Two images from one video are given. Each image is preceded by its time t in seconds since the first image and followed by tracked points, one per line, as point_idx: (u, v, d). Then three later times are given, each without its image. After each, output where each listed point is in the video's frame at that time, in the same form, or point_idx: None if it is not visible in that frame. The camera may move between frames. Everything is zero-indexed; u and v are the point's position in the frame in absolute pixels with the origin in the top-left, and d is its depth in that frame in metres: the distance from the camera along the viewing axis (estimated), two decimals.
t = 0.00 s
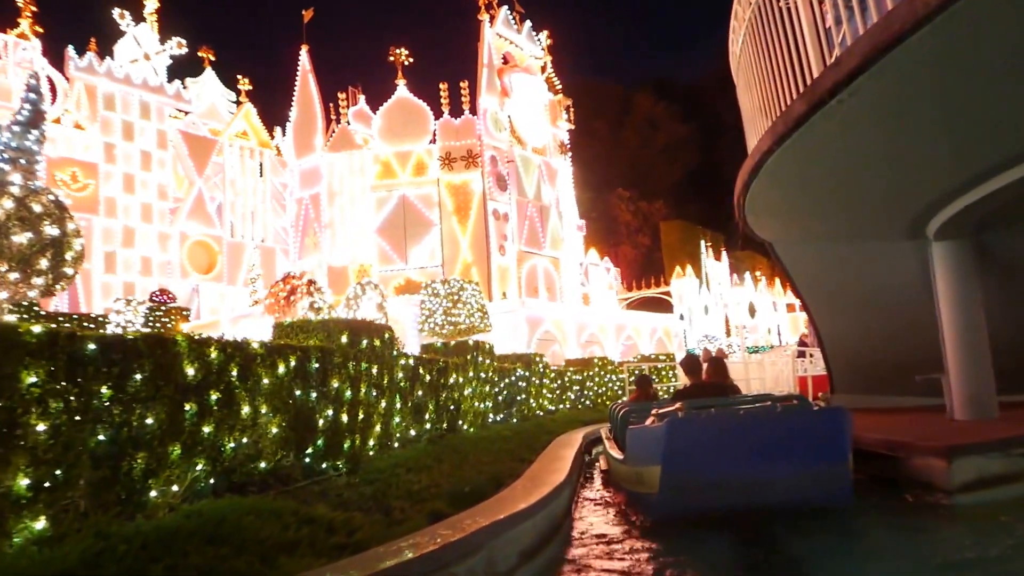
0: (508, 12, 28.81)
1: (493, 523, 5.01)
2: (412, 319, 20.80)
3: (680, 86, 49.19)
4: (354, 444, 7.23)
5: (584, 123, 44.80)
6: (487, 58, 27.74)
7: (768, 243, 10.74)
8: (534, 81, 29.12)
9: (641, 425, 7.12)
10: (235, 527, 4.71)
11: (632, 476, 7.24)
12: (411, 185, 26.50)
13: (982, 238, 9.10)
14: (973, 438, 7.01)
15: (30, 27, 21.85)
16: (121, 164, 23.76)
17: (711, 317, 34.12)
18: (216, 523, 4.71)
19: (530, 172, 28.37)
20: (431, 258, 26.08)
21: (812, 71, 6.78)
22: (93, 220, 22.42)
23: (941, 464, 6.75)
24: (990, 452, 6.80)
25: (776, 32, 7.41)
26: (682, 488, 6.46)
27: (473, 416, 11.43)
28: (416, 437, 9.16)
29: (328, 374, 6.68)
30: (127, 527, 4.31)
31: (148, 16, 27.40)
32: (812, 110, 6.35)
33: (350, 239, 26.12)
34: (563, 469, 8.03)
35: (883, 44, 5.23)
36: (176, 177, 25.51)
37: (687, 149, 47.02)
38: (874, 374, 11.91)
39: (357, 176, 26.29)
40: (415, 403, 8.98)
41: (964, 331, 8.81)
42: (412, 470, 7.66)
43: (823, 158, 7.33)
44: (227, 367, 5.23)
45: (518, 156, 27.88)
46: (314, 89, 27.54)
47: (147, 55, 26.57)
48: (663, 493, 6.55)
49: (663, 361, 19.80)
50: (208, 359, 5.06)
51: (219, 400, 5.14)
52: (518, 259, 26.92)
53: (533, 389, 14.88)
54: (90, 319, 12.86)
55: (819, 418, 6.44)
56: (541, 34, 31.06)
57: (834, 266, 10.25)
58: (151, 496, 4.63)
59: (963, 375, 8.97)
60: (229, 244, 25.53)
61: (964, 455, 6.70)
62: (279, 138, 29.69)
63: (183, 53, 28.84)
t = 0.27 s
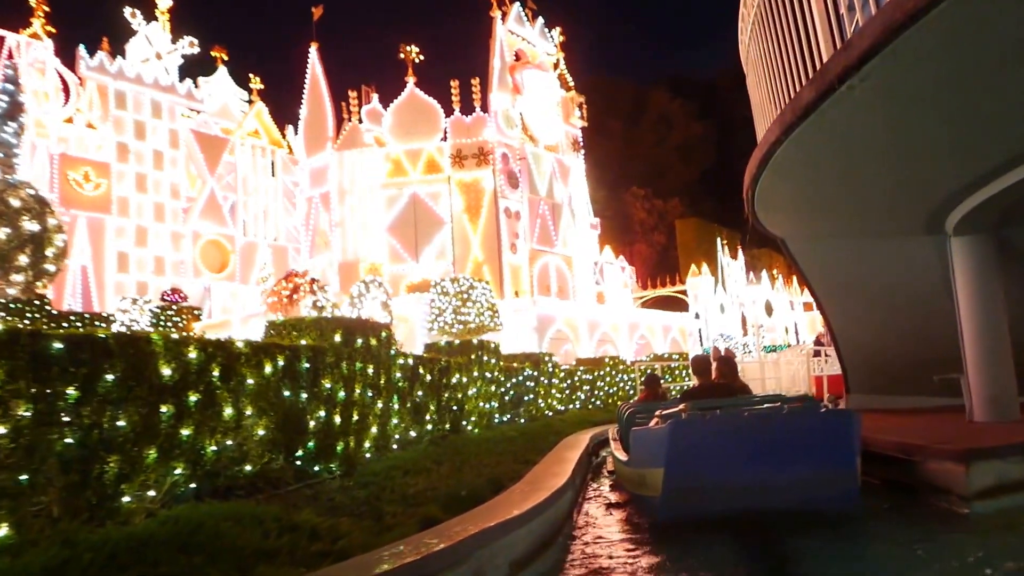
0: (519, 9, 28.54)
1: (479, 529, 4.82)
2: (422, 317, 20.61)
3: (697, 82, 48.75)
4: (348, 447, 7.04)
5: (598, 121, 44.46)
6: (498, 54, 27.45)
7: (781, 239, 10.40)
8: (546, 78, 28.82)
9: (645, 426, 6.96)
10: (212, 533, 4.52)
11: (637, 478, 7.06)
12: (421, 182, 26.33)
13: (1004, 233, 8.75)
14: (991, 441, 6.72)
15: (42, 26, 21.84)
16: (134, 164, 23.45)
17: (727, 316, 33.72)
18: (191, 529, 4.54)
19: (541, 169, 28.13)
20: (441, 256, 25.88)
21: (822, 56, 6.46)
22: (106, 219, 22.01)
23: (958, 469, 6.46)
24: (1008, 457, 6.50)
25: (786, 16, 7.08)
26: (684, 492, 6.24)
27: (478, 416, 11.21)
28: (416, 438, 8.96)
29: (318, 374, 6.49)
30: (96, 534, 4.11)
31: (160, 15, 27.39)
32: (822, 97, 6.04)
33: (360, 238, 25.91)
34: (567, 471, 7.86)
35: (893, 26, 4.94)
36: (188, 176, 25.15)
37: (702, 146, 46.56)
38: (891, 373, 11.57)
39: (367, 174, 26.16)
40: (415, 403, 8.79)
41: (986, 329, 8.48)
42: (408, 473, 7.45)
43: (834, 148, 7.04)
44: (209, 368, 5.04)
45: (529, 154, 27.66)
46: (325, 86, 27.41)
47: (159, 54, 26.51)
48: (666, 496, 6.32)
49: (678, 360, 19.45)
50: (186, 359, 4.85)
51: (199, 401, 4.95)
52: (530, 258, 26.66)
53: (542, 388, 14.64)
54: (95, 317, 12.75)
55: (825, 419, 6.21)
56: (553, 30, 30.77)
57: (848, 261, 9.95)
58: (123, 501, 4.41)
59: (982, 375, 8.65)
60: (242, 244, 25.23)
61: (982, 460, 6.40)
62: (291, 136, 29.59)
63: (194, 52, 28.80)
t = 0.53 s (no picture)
0: (531, 5, 28.23)
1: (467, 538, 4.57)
2: (430, 316, 20.37)
3: (711, 80, 48.31)
4: (340, 447, 6.77)
5: (612, 119, 44.09)
6: (510, 51, 27.14)
7: (790, 236, 10.08)
8: (557, 75, 28.52)
9: (648, 428, 6.72)
10: (182, 539, 4.28)
11: (640, 480, 6.80)
12: (431, 180, 26.09)
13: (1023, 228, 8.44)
14: (1012, 445, 6.40)
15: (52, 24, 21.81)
16: (142, 163, 23.44)
17: (741, 314, 33.26)
18: (159, 533, 4.30)
19: (552, 167, 27.80)
20: (450, 255, 25.63)
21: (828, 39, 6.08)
22: (114, 217, 21.95)
23: (975, 474, 6.16)
24: None
25: None
26: (687, 496, 5.93)
27: (481, 417, 10.96)
28: (415, 439, 8.71)
29: (308, 373, 6.24)
30: (46, 544, 3.87)
31: (172, 14, 27.28)
32: (827, 82, 5.67)
33: (369, 237, 25.44)
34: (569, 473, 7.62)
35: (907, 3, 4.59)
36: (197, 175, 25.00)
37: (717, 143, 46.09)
38: (907, 372, 11.23)
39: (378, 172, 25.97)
40: (413, 403, 8.53)
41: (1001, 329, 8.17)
42: (403, 475, 7.17)
43: (843, 138, 6.72)
44: (182, 365, 4.84)
45: (541, 152, 27.33)
46: (335, 85, 27.20)
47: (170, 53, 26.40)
48: (668, 501, 6.01)
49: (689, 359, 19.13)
50: (156, 357, 4.63)
51: (171, 400, 4.74)
52: (541, 257, 26.31)
53: (550, 388, 14.37)
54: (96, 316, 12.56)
55: (831, 421, 5.94)
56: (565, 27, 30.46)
57: (860, 256, 9.67)
58: (85, 505, 4.15)
59: (998, 377, 8.30)
60: (252, 242, 25.02)
61: (1001, 464, 6.10)
62: (302, 135, 29.43)
63: (206, 51, 28.69)
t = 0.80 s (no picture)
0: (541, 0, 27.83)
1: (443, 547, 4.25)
2: (435, 312, 20.09)
3: (724, 76, 47.82)
4: (327, 448, 6.43)
5: (623, 116, 43.66)
6: (519, 47, 26.75)
7: (801, 231, 9.72)
8: (567, 71, 28.13)
9: (650, 427, 6.46)
10: (136, 549, 4.02)
11: (642, 480, 6.51)
12: (440, 177, 25.79)
13: None
14: None
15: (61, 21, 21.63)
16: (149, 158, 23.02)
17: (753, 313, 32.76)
18: (113, 542, 4.07)
19: (562, 164, 27.40)
20: (458, 252, 25.39)
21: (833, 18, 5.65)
22: (117, 214, 21.78)
23: (993, 476, 5.81)
24: None
25: None
26: (689, 495, 5.77)
27: (483, 416, 10.64)
28: (410, 439, 8.38)
29: (291, 371, 5.95)
30: None
31: (182, 11, 27.07)
32: (831, 65, 5.26)
33: (378, 233, 25.34)
34: (569, 473, 7.35)
35: None
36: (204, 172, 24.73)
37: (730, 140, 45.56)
38: (924, 370, 10.82)
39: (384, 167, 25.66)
40: (408, 401, 8.21)
41: (1015, 330, 8.00)
42: (394, 476, 6.84)
43: (851, 125, 6.37)
44: (146, 362, 4.63)
45: (551, 148, 26.94)
46: (344, 83, 26.82)
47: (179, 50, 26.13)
48: (670, 500, 5.84)
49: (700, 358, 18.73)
50: (117, 352, 4.43)
51: (134, 398, 4.52)
52: (551, 254, 25.92)
53: (556, 386, 14.02)
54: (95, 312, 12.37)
55: (834, 422, 5.80)
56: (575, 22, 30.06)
57: (872, 247, 9.38)
58: (29, 513, 3.95)
59: (1011, 374, 8.12)
60: (257, 239, 24.82)
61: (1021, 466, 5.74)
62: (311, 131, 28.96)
63: (216, 48, 28.50)
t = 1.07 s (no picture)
0: None
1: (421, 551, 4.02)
2: (438, 307, 19.86)
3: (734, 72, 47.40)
4: (311, 445, 6.20)
5: (632, 111, 43.30)
6: (526, 39, 26.42)
7: (810, 225, 9.41)
8: (574, 63, 27.80)
9: (647, 426, 6.16)
10: (91, 553, 3.81)
11: (638, 481, 6.22)
12: (444, 170, 25.52)
13: None
14: None
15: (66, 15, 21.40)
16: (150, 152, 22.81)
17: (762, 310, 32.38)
18: (65, 544, 3.88)
19: (569, 159, 27.09)
20: (463, 247, 25.10)
21: None
22: (120, 207, 21.62)
23: (1007, 481, 5.51)
24: None
25: None
26: (686, 496, 5.52)
27: (480, 414, 10.40)
28: (402, 437, 8.15)
29: (271, 367, 5.79)
30: None
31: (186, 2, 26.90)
32: (839, 43, 4.97)
33: (382, 226, 25.17)
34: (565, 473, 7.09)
35: None
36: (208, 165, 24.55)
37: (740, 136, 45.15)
38: (935, 370, 10.48)
39: (388, 160, 25.41)
40: (400, 398, 7.98)
41: None
42: (382, 476, 6.58)
43: (856, 112, 6.11)
44: (110, 354, 4.50)
45: (558, 142, 26.63)
46: (348, 76, 26.54)
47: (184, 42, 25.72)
48: (667, 502, 5.59)
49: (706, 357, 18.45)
50: (77, 343, 4.33)
51: (95, 392, 4.39)
52: (557, 249, 25.66)
53: (558, 384, 13.78)
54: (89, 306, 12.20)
55: (834, 423, 5.53)
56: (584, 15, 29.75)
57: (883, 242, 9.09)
58: None
59: None
60: (260, 233, 24.64)
61: None
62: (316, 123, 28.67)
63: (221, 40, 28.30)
